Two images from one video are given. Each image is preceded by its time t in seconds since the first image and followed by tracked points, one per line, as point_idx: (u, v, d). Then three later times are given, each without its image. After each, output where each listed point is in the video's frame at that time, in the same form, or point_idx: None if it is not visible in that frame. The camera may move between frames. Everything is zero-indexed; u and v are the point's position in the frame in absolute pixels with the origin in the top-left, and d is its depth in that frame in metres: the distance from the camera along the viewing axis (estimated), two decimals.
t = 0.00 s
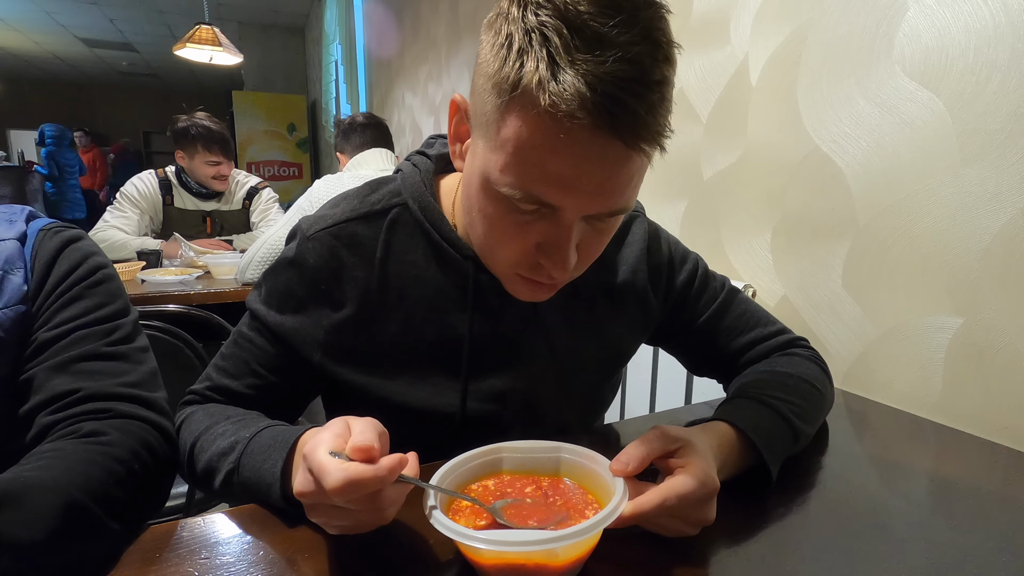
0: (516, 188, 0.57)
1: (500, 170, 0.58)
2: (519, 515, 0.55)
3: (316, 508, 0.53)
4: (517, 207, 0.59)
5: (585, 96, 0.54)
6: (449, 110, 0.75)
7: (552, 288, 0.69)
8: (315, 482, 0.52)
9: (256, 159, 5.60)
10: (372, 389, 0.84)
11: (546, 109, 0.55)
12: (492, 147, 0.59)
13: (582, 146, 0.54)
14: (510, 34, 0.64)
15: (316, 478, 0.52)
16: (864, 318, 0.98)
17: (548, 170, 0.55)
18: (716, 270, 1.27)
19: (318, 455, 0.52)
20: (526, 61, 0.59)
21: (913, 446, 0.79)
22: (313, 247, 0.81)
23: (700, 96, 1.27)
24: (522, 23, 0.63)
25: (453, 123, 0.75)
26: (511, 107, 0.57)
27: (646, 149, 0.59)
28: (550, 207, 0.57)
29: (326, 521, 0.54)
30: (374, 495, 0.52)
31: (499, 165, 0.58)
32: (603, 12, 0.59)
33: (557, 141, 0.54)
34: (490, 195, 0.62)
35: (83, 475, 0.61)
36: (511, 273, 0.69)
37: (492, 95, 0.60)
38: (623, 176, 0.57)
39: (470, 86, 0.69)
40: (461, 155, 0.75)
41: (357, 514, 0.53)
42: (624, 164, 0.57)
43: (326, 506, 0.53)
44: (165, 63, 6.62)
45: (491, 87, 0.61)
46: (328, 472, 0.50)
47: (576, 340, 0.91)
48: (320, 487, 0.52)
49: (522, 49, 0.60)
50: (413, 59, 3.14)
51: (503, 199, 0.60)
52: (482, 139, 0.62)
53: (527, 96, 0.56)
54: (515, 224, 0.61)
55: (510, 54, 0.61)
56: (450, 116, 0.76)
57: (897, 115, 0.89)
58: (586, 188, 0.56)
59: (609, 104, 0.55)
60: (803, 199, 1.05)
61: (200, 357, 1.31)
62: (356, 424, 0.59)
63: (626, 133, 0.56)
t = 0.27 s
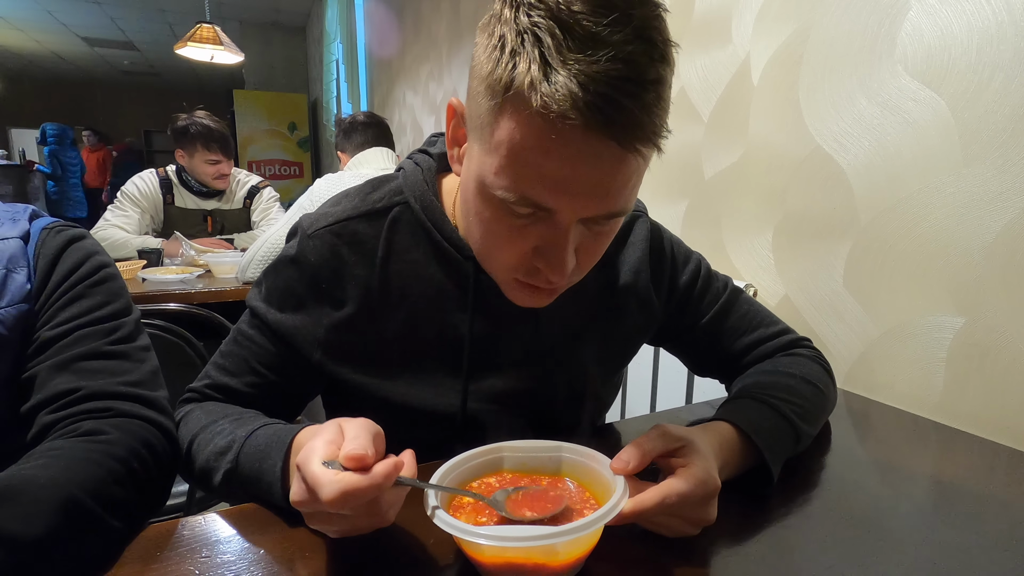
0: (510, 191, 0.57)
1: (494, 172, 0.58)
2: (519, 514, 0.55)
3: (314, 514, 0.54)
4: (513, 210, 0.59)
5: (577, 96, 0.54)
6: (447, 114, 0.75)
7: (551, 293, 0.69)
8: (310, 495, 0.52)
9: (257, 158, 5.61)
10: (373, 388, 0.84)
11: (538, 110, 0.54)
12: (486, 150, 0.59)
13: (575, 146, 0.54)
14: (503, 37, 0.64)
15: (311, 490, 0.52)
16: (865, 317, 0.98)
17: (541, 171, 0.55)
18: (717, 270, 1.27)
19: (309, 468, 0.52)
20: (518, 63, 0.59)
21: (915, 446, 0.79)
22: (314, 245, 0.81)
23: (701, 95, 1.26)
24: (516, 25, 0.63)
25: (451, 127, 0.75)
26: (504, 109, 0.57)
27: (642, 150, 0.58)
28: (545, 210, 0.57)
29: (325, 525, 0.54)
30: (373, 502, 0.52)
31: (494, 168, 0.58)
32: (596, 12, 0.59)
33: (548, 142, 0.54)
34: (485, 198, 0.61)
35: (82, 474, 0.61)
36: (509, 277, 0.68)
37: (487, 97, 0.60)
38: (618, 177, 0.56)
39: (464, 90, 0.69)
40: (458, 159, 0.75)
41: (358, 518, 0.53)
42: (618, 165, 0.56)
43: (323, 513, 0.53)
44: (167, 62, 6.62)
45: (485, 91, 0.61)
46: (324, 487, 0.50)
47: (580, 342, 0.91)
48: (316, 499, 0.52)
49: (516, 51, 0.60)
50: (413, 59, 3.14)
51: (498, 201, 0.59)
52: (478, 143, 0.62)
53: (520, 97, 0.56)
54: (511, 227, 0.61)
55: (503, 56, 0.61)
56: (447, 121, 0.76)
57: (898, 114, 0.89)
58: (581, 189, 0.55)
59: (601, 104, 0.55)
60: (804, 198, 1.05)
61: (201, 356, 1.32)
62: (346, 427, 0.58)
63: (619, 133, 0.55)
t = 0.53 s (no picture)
0: (501, 208, 0.56)
1: (484, 189, 0.57)
2: (520, 515, 0.55)
3: (315, 458, 0.55)
4: (504, 228, 0.57)
5: (564, 110, 0.52)
6: (441, 129, 0.74)
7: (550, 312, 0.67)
8: (308, 429, 0.53)
9: (257, 157, 5.61)
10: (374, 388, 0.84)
11: (524, 125, 0.53)
12: (477, 167, 0.58)
13: (563, 163, 0.52)
14: (492, 49, 0.63)
15: (309, 428, 0.53)
16: (866, 317, 0.97)
17: (530, 189, 0.53)
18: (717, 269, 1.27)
19: (304, 398, 0.52)
20: (506, 76, 0.58)
21: (915, 446, 0.79)
22: (311, 250, 0.80)
23: (702, 94, 1.26)
24: (504, 37, 0.62)
25: (445, 142, 0.73)
26: (492, 125, 0.56)
27: (636, 164, 0.56)
28: (538, 227, 0.56)
29: (329, 470, 0.55)
30: (375, 428, 0.52)
31: (484, 186, 0.57)
32: (585, 21, 0.57)
33: (536, 159, 0.53)
34: (477, 215, 0.60)
35: (85, 473, 0.61)
36: (506, 296, 0.67)
37: (476, 112, 0.59)
38: (610, 193, 0.55)
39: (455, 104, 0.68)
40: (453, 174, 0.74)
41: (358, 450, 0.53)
42: (611, 180, 0.54)
43: (325, 454, 0.54)
44: (166, 61, 6.62)
45: (474, 105, 0.60)
46: (320, 410, 0.50)
47: (581, 342, 0.90)
48: (315, 434, 0.53)
49: (505, 64, 0.59)
50: (413, 58, 3.14)
51: (489, 219, 0.58)
52: (469, 159, 0.61)
53: (509, 111, 0.55)
54: (504, 246, 0.59)
55: (491, 69, 0.61)
56: (442, 135, 0.75)
57: (899, 115, 0.89)
58: (571, 206, 0.54)
59: (590, 118, 0.53)
60: (805, 198, 1.05)
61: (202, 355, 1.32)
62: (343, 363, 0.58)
63: (610, 148, 0.53)
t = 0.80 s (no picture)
0: (495, 234, 0.55)
1: (479, 213, 0.56)
2: (520, 514, 0.55)
3: (302, 409, 0.54)
4: (500, 253, 0.56)
5: (559, 133, 0.51)
6: (437, 148, 0.73)
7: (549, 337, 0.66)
8: (292, 373, 0.52)
9: (256, 157, 5.60)
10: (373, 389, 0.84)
11: (519, 149, 0.52)
12: (471, 190, 0.57)
13: (559, 188, 0.51)
14: (485, 67, 0.63)
15: (294, 373, 0.52)
16: (865, 316, 0.97)
17: (525, 214, 0.52)
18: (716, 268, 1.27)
19: (286, 338, 0.52)
20: (500, 96, 0.57)
21: (914, 445, 0.79)
22: (308, 257, 0.80)
23: (701, 94, 1.26)
24: (497, 55, 0.62)
25: (441, 160, 0.73)
26: (486, 147, 0.55)
27: (635, 189, 0.55)
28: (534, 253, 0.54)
29: (317, 421, 0.54)
30: (362, 363, 0.52)
31: (478, 210, 0.56)
32: (581, 40, 0.57)
33: (531, 184, 0.52)
34: (472, 239, 0.59)
35: (84, 473, 0.60)
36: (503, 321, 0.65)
37: (470, 133, 0.59)
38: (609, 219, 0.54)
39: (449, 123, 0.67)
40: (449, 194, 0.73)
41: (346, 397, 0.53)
42: (609, 205, 0.53)
43: (313, 404, 0.54)
44: (166, 61, 6.61)
45: (468, 125, 0.60)
46: (304, 345, 0.50)
47: (581, 343, 0.90)
48: (300, 379, 0.52)
49: (498, 83, 0.59)
50: (412, 57, 3.13)
51: (484, 243, 0.57)
52: (464, 181, 0.60)
53: (502, 133, 0.54)
54: (500, 270, 0.58)
55: (485, 88, 0.60)
56: (439, 153, 0.74)
57: (898, 113, 0.89)
58: (569, 232, 0.53)
59: (587, 141, 0.52)
60: (805, 198, 1.05)
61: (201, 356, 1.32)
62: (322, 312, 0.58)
63: (608, 173, 0.52)
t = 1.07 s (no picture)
0: (484, 245, 0.55)
1: (468, 224, 0.56)
2: (522, 515, 0.55)
3: (308, 399, 0.54)
4: (490, 264, 0.56)
5: (545, 143, 0.51)
6: (431, 158, 0.73)
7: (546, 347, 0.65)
8: (300, 362, 0.53)
9: (257, 157, 5.61)
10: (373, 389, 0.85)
11: (505, 159, 0.52)
12: (461, 201, 0.58)
13: (546, 199, 0.51)
14: (474, 75, 0.63)
15: (301, 362, 0.53)
16: (866, 317, 0.97)
17: (512, 226, 0.52)
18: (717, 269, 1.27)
19: (293, 328, 0.53)
20: (487, 105, 0.58)
21: (915, 445, 0.79)
22: (306, 262, 0.80)
23: (701, 94, 1.26)
24: (485, 63, 0.62)
25: (435, 170, 0.73)
26: (474, 158, 0.56)
27: (626, 200, 0.54)
28: (524, 265, 0.54)
29: (323, 411, 0.55)
30: (367, 352, 0.53)
31: (467, 222, 0.56)
32: (570, 47, 0.57)
33: (517, 195, 0.52)
34: (463, 250, 0.59)
35: (63, 473, 0.61)
36: (498, 333, 0.65)
37: (460, 143, 0.59)
38: (600, 230, 0.53)
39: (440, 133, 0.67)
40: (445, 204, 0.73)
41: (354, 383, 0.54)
42: (598, 216, 0.53)
43: (319, 394, 0.54)
44: (166, 61, 6.61)
45: (457, 135, 0.60)
46: (312, 332, 0.51)
47: (581, 344, 0.90)
48: (307, 368, 0.53)
49: (486, 92, 0.59)
50: (413, 57, 3.14)
51: (474, 254, 0.57)
52: (454, 192, 0.60)
53: (490, 144, 0.55)
54: (491, 282, 0.58)
55: (473, 96, 0.60)
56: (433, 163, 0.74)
57: (899, 114, 0.89)
58: (557, 244, 0.52)
59: (574, 150, 0.52)
60: (805, 198, 1.05)
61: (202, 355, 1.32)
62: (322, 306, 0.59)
63: (596, 183, 0.52)
